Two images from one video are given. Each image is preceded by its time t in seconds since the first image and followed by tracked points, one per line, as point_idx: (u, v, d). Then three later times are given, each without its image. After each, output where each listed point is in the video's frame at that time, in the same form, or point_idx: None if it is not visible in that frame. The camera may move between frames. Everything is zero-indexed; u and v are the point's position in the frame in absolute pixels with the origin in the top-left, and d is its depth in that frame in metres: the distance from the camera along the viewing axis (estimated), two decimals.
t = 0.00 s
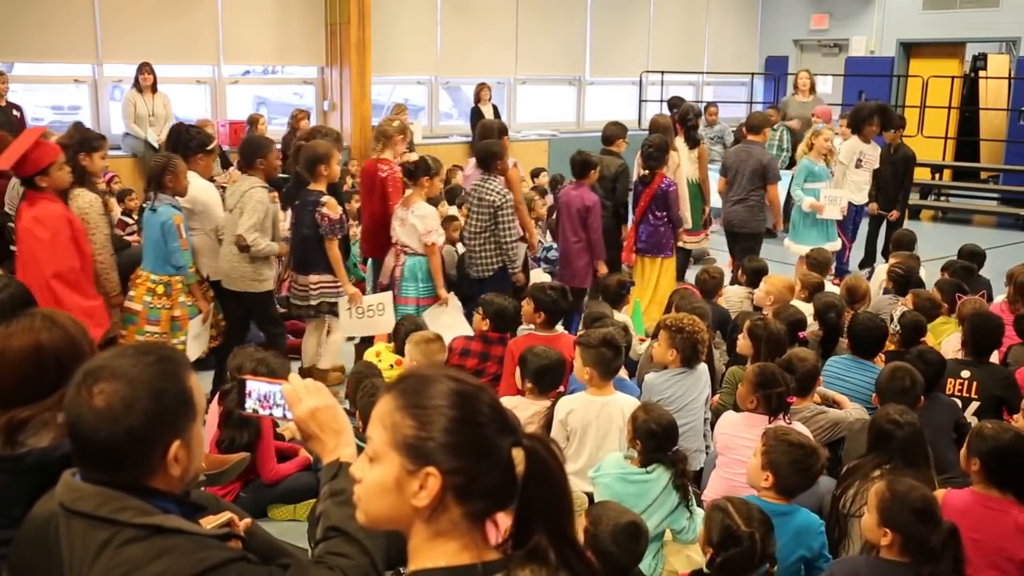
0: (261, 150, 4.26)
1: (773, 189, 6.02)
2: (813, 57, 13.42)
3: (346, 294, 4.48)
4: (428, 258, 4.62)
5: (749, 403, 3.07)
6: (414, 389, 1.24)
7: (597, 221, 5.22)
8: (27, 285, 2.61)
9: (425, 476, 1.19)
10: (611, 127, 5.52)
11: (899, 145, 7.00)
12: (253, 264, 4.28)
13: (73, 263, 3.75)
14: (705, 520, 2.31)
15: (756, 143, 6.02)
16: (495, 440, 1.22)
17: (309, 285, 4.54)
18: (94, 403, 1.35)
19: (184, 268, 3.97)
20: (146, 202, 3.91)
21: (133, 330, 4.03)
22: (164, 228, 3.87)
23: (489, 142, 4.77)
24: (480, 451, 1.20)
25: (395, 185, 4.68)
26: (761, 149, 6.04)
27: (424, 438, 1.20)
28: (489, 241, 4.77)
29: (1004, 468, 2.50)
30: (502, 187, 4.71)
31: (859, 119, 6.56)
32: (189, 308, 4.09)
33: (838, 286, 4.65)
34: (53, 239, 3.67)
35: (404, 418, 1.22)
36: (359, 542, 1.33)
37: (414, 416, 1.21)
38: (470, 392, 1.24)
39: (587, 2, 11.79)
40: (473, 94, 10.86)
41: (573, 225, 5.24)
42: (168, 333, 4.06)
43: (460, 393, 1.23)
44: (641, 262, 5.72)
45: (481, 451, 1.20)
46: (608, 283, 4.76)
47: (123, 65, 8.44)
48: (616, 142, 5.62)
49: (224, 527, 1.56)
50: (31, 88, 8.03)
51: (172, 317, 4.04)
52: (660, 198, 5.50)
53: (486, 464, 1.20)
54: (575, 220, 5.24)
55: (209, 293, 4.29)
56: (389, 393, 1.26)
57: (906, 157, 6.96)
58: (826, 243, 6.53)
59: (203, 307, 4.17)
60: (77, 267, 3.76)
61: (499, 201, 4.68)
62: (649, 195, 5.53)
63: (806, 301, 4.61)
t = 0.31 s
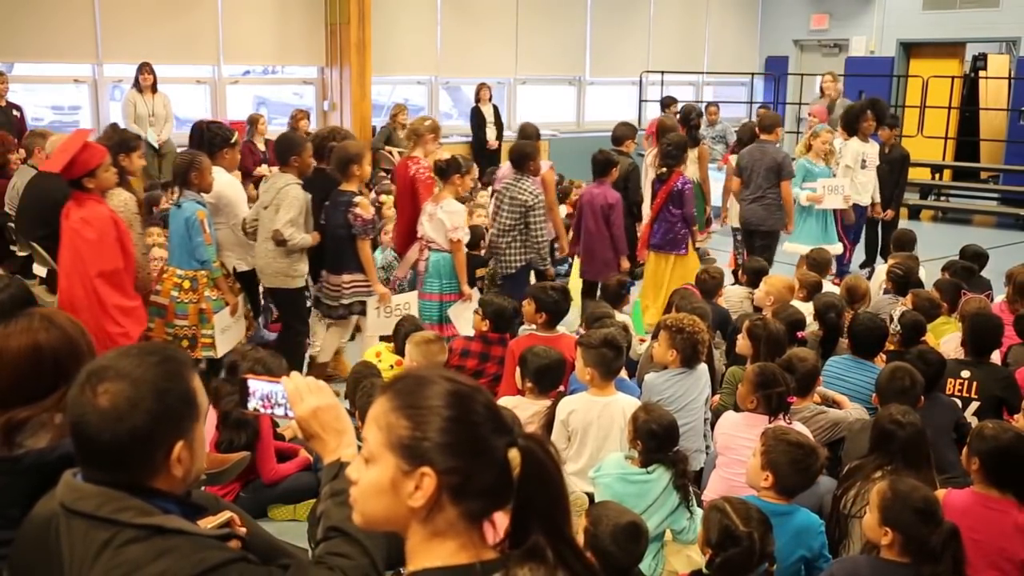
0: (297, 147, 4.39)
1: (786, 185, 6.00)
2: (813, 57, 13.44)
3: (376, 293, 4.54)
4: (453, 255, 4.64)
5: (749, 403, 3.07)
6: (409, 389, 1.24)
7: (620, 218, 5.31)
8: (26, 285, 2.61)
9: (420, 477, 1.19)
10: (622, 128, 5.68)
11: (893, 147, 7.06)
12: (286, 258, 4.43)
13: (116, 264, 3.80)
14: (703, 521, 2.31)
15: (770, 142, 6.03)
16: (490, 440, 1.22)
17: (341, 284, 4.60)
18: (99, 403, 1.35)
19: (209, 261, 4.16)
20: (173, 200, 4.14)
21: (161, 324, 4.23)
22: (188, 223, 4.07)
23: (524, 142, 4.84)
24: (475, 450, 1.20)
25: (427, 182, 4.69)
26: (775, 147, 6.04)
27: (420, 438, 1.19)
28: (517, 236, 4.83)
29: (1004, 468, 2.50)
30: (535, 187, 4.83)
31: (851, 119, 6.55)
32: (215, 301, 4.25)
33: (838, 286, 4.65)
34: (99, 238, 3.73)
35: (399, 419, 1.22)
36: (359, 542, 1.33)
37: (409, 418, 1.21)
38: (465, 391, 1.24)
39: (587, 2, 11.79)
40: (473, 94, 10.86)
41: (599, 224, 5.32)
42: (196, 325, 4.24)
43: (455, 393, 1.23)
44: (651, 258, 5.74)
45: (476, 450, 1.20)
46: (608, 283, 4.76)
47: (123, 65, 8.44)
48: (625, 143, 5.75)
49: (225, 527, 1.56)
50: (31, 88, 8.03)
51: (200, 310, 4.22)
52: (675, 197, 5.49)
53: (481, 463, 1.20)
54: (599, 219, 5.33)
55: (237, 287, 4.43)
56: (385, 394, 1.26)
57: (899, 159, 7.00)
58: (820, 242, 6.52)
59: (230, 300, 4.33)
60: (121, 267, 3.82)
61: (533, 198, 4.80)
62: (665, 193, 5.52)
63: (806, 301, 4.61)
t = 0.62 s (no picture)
0: (316, 145, 4.41)
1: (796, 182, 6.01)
2: (813, 57, 13.44)
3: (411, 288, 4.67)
4: (486, 251, 4.61)
5: (749, 403, 3.07)
6: (414, 389, 1.24)
7: (641, 216, 5.52)
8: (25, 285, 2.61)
9: (429, 475, 1.19)
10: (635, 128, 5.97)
11: (889, 146, 7.05)
12: (312, 255, 4.51)
13: (167, 258, 3.88)
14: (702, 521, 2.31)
15: (781, 140, 6.11)
16: (498, 440, 1.22)
17: (369, 279, 4.63)
18: (104, 403, 1.35)
19: (241, 260, 4.24)
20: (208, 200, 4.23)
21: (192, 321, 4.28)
22: (223, 222, 4.16)
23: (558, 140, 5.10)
24: (481, 451, 1.19)
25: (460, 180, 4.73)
26: (786, 145, 6.11)
27: (426, 439, 1.19)
28: (566, 231, 5.08)
29: (1004, 468, 2.50)
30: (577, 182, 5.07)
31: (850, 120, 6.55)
32: (243, 301, 4.31)
33: (838, 286, 4.65)
34: (151, 234, 3.80)
35: (408, 418, 1.22)
36: (361, 542, 1.33)
37: (418, 416, 1.21)
38: (471, 391, 1.24)
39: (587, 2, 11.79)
40: (473, 94, 10.85)
41: (619, 221, 5.56)
42: (225, 324, 4.28)
43: (461, 392, 1.23)
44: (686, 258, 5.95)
45: (483, 451, 1.20)
46: (608, 283, 4.76)
47: (123, 65, 8.44)
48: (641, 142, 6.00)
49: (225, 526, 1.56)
50: (31, 88, 8.02)
51: (229, 308, 4.27)
52: (706, 196, 5.76)
53: (488, 462, 1.20)
54: (621, 217, 5.55)
55: (267, 288, 4.50)
56: (391, 393, 1.26)
57: (895, 158, 6.99)
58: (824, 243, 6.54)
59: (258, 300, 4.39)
60: (172, 262, 3.90)
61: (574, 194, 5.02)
62: (695, 193, 5.79)
63: (807, 301, 4.62)
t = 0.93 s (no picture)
0: (344, 146, 4.46)
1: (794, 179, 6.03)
2: (813, 57, 13.45)
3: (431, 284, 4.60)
4: (517, 248, 4.81)
5: (749, 402, 3.07)
6: (431, 389, 1.24)
7: (658, 213, 5.60)
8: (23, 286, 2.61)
9: (448, 476, 1.19)
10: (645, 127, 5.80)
11: (890, 145, 7.06)
12: (334, 254, 4.49)
13: (189, 255, 3.90)
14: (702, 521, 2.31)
15: (780, 140, 6.14)
16: (516, 441, 1.21)
17: (396, 276, 4.65)
18: (128, 394, 1.35)
19: (267, 258, 4.23)
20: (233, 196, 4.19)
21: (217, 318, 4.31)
22: (249, 221, 4.15)
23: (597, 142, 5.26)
24: (503, 451, 1.19)
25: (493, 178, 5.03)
26: (785, 144, 6.14)
27: (445, 439, 1.19)
28: (608, 227, 5.25)
29: (1004, 468, 2.50)
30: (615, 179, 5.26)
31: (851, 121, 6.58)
32: (270, 297, 4.30)
33: (838, 286, 4.65)
34: (175, 230, 3.81)
35: (426, 419, 1.22)
36: (375, 535, 1.35)
37: (436, 416, 1.21)
38: (489, 390, 1.24)
39: (586, 2, 11.79)
40: (473, 94, 10.86)
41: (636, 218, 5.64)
42: (249, 321, 4.29)
43: (479, 391, 1.23)
44: (702, 255, 6.17)
45: (504, 451, 1.19)
46: (607, 283, 4.76)
47: (123, 65, 8.44)
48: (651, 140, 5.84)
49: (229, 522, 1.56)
50: (31, 88, 8.03)
51: (253, 306, 4.27)
52: (721, 194, 5.96)
53: (507, 463, 1.19)
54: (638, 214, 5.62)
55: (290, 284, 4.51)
56: (409, 393, 1.26)
57: (894, 156, 6.99)
58: (836, 243, 6.52)
59: (284, 296, 4.38)
60: (194, 259, 3.91)
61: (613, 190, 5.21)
62: (711, 191, 5.98)
63: (806, 301, 4.62)
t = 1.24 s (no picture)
0: (377, 145, 4.42)
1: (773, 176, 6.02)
2: (813, 57, 13.45)
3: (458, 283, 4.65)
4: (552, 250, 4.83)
5: (749, 402, 3.08)
6: (445, 393, 1.24)
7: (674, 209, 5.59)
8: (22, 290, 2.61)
9: (463, 482, 1.18)
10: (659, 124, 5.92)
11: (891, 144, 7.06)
12: (365, 248, 4.53)
13: (205, 250, 3.90)
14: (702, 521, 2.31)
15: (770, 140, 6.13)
16: (531, 446, 1.21)
17: (425, 275, 4.62)
18: (167, 385, 1.36)
19: (292, 255, 4.22)
20: (259, 195, 4.24)
21: (246, 314, 4.29)
22: (275, 218, 4.17)
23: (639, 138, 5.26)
24: (519, 456, 1.19)
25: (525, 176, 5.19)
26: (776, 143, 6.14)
27: (458, 445, 1.19)
28: (648, 222, 5.35)
29: (1005, 468, 2.50)
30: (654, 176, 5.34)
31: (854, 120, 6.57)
32: (297, 293, 4.32)
33: (838, 286, 4.66)
34: (188, 226, 3.81)
35: (440, 424, 1.22)
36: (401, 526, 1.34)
37: (452, 421, 1.21)
38: (504, 392, 1.24)
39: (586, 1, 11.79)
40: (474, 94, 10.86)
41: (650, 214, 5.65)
42: (276, 317, 4.29)
43: (492, 393, 1.23)
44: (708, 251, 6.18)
45: (521, 456, 1.20)
46: (607, 283, 4.76)
47: (123, 65, 8.44)
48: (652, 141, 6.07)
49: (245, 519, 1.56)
50: (32, 89, 8.04)
51: (282, 301, 4.29)
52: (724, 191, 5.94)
53: (523, 468, 1.19)
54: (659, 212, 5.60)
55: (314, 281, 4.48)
56: (422, 398, 1.26)
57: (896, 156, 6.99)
58: (842, 242, 6.53)
59: (311, 292, 4.38)
60: (207, 253, 3.90)
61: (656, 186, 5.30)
62: (715, 189, 5.97)
63: (806, 301, 4.62)
